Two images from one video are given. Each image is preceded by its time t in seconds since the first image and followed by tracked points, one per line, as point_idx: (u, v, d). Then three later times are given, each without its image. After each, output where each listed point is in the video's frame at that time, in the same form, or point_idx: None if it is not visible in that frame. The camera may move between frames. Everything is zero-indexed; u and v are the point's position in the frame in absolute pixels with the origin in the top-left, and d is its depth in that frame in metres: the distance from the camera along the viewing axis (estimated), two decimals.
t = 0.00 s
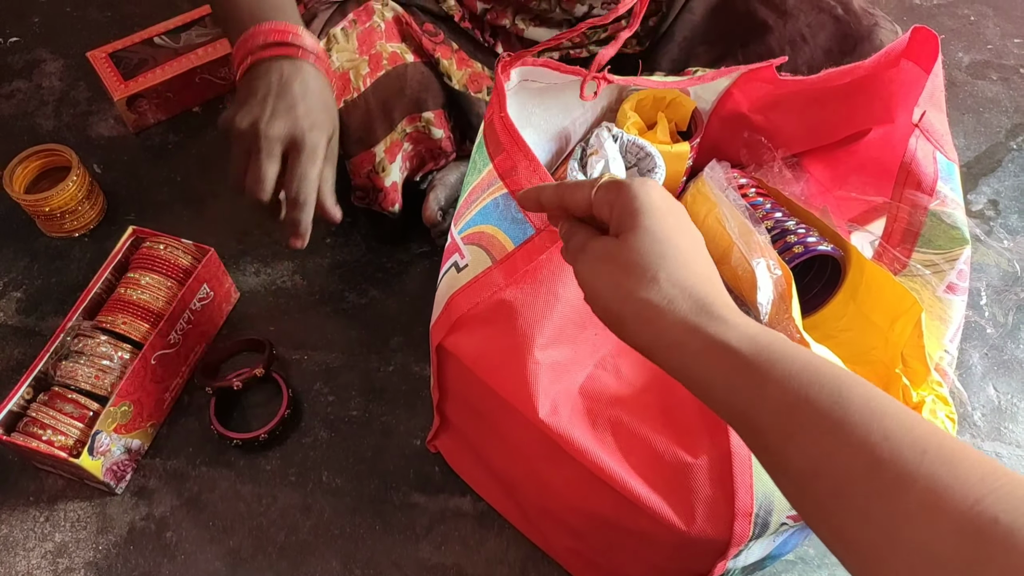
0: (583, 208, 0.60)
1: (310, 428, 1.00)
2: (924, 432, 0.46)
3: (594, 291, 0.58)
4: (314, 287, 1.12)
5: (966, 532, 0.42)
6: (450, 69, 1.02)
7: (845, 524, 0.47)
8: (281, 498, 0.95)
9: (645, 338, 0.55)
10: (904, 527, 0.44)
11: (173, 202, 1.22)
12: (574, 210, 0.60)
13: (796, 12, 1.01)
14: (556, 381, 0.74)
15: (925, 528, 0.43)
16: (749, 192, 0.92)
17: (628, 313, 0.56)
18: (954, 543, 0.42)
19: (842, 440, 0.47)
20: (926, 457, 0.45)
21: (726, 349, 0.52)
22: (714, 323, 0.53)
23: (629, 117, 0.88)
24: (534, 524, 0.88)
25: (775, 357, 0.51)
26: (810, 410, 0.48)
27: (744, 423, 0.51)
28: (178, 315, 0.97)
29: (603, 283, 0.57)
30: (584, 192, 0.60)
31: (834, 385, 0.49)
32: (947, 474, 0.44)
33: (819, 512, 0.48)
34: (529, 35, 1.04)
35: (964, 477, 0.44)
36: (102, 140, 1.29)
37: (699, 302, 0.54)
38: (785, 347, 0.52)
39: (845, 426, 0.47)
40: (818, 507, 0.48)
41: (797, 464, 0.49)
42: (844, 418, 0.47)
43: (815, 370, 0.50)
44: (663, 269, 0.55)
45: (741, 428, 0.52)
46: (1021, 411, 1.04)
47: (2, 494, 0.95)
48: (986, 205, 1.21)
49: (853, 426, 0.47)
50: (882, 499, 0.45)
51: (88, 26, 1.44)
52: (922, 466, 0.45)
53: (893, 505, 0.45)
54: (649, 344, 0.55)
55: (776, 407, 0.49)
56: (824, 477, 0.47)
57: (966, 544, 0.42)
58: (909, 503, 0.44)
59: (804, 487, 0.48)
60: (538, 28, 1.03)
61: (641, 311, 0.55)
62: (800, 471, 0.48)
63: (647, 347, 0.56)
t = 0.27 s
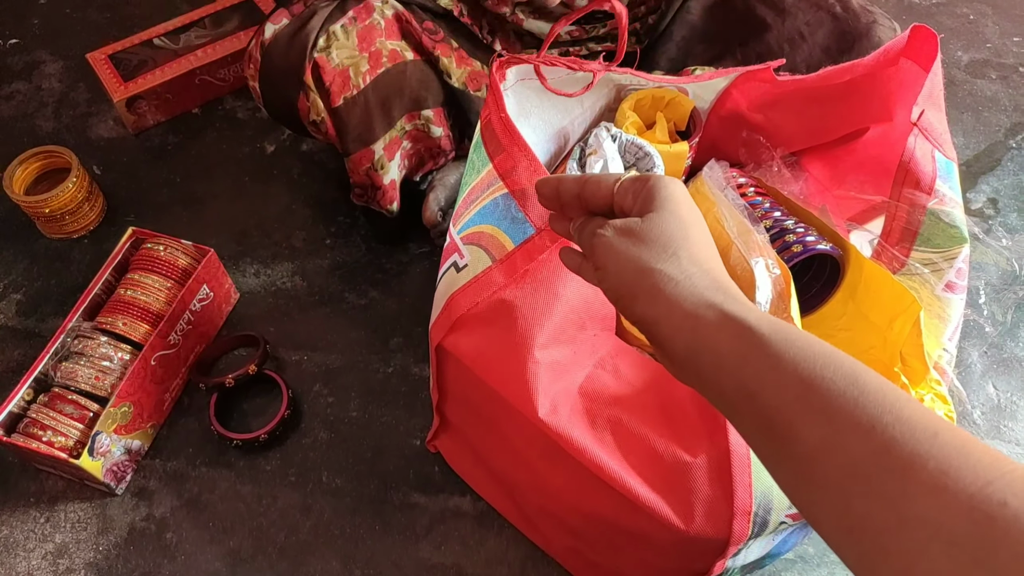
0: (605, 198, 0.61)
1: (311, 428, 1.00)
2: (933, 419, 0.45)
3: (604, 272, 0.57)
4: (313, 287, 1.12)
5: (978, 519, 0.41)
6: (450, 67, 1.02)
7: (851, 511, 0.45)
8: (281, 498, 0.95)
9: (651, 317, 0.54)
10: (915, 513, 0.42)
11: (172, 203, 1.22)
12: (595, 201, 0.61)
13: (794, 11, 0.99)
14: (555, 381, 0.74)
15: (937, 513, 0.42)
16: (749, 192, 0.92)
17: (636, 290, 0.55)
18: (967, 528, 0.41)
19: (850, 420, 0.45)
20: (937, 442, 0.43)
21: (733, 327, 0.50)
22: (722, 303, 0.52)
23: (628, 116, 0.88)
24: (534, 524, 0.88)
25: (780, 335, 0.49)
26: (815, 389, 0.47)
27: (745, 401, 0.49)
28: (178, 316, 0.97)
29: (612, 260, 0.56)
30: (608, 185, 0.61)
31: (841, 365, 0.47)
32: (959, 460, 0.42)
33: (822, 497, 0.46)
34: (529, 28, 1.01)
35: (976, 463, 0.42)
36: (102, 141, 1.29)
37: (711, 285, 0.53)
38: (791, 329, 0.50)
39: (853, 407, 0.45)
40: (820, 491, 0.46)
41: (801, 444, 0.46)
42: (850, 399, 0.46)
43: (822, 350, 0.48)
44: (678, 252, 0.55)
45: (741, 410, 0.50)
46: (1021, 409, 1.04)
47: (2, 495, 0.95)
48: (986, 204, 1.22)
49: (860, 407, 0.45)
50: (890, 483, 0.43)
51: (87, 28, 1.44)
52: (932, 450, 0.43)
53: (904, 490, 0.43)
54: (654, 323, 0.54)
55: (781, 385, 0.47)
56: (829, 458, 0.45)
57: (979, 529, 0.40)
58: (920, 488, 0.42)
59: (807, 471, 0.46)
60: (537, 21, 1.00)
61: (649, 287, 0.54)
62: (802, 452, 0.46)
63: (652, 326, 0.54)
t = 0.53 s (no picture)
0: (603, 197, 0.60)
1: (308, 429, 1.00)
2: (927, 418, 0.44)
3: (600, 270, 0.57)
4: (310, 289, 1.12)
5: (968, 515, 0.40)
6: (446, 68, 1.01)
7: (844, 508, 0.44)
8: (278, 499, 0.95)
9: (647, 316, 0.54)
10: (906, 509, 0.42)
11: (170, 205, 1.22)
12: (593, 200, 0.61)
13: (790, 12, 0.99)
14: (551, 381, 0.74)
15: (926, 510, 0.41)
16: (744, 193, 0.92)
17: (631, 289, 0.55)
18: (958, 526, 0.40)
19: (841, 418, 0.45)
20: (929, 439, 0.43)
21: (727, 326, 0.50)
22: (719, 301, 0.52)
23: (623, 118, 0.88)
24: (530, 524, 0.88)
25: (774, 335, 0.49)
26: (810, 388, 0.46)
27: (740, 401, 0.49)
28: (174, 318, 0.97)
29: (609, 259, 0.56)
30: (606, 185, 0.60)
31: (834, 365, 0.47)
32: (949, 456, 0.42)
33: (816, 496, 0.46)
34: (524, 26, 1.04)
35: (969, 461, 0.42)
36: (99, 144, 1.29)
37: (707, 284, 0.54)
38: (787, 329, 0.50)
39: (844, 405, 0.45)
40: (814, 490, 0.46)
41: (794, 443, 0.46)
42: (842, 398, 0.46)
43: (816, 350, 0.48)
44: (675, 251, 0.55)
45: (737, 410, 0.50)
46: (1017, 409, 1.04)
47: None
48: (981, 205, 1.22)
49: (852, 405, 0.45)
50: (881, 480, 0.43)
51: (84, 31, 1.44)
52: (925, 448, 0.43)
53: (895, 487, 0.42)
54: (651, 322, 0.54)
55: (777, 384, 0.47)
56: (822, 456, 0.45)
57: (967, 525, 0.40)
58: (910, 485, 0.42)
59: (802, 470, 0.46)
60: (533, 19, 1.02)
61: (644, 288, 0.54)
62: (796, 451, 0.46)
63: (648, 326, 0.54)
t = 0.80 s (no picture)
0: (629, 161, 0.57)
1: (310, 425, 1.00)
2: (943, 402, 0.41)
3: (613, 239, 0.52)
4: (312, 285, 1.12)
5: (981, 505, 0.37)
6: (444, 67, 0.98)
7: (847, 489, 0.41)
8: (281, 495, 0.95)
9: (656, 291, 0.49)
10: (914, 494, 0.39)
11: (171, 201, 1.22)
12: (617, 163, 0.58)
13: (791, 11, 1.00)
14: (553, 377, 0.74)
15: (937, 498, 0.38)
16: (746, 187, 0.91)
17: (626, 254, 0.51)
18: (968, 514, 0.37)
19: (853, 396, 0.41)
20: (945, 424, 0.39)
21: (731, 294, 0.46)
22: (732, 279, 0.47)
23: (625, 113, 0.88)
24: (533, 519, 0.88)
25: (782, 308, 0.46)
26: (821, 371, 0.42)
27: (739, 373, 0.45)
28: (176, 314, 0.97)
29: (625, 228, 0.50)
30: (633, 150, 0.57)
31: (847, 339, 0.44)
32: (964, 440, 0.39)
33: (815, 474, 0.42)
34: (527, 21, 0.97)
35: (981, 445, 0.38)
36: (99, 139, 1.29)
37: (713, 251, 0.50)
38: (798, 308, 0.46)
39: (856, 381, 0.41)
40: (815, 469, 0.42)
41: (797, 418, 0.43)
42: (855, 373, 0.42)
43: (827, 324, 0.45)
44: (694, 223, 0.49)
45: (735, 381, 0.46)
46: (1020, 404, 1.04)
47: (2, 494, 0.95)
48: (984, 199, 1.22)
49: (864, 383, 0.41)
50: (892, 466, 0.39)
51: (83, 26, 1.44)
52: (938, 432, 0.39)
53: (903, 471, 0.39)
54: (658, 297, 0.48)
55: (787, 365, 0.43)
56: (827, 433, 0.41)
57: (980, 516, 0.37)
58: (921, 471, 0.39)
59: (803, 448, 0.43)
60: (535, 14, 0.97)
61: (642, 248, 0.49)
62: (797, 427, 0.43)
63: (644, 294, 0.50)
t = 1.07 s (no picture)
0: (607, 152, 0.53)
1: (313, 424, 1.00)
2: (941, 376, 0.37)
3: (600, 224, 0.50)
4: (314, 284, 1.12)
5: (968, 472, 0.32)
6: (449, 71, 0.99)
7: (833, 466, 0.36)
8: (284, 494, 0.95)
9: (644, 263, 0.47)
10: (899, 467, 0.34)
11: (174, 200, 1.22)
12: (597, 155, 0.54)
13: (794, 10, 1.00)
14: (556, 375, 0.74)
15: (926, 468, 0.33)
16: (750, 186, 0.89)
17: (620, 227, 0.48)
18: (959, 485, 0.32)
19: (836, 361, 0.37)
20: (937, 392, 0.35)
21: (726, 266, 0.44)
22: (723, 255, 0.44)
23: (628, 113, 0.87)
24: (536, 519, 0.88)
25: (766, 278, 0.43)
26: (811, 341, 0.39)
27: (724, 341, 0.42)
28: (179, 313, 0.97)
29: (610, 206, 0.49)
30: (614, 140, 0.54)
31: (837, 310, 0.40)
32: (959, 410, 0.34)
33: (800, 448, 0.38)
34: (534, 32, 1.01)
35: (970, 411, 0.34)
36: (102, 139, 1.29)
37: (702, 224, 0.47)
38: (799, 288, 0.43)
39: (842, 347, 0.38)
40: (801, 441, 0.38)
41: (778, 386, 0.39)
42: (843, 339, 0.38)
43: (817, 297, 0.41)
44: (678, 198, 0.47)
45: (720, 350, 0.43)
46: None
47: (6, 493, 0.95)
48: (988, 196, 1.21)
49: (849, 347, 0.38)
50: (877, 433, 0.35)
51: (86, 25, 1.44)
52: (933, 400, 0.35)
53: (885, 439, 0.35)
54: (648, 271, 0.46)
55: (776, 333, 0.40)
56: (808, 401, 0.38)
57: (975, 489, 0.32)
58: (905, 436, 0.34)
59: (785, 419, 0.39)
60: (540, 19, 1.01)
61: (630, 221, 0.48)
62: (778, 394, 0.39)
63: (635, 268, 0.48)
